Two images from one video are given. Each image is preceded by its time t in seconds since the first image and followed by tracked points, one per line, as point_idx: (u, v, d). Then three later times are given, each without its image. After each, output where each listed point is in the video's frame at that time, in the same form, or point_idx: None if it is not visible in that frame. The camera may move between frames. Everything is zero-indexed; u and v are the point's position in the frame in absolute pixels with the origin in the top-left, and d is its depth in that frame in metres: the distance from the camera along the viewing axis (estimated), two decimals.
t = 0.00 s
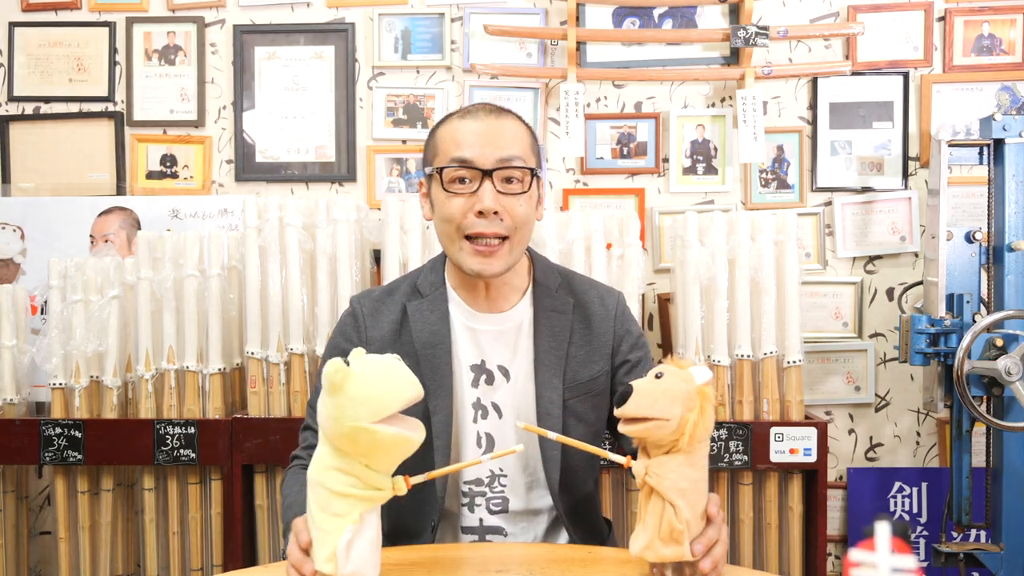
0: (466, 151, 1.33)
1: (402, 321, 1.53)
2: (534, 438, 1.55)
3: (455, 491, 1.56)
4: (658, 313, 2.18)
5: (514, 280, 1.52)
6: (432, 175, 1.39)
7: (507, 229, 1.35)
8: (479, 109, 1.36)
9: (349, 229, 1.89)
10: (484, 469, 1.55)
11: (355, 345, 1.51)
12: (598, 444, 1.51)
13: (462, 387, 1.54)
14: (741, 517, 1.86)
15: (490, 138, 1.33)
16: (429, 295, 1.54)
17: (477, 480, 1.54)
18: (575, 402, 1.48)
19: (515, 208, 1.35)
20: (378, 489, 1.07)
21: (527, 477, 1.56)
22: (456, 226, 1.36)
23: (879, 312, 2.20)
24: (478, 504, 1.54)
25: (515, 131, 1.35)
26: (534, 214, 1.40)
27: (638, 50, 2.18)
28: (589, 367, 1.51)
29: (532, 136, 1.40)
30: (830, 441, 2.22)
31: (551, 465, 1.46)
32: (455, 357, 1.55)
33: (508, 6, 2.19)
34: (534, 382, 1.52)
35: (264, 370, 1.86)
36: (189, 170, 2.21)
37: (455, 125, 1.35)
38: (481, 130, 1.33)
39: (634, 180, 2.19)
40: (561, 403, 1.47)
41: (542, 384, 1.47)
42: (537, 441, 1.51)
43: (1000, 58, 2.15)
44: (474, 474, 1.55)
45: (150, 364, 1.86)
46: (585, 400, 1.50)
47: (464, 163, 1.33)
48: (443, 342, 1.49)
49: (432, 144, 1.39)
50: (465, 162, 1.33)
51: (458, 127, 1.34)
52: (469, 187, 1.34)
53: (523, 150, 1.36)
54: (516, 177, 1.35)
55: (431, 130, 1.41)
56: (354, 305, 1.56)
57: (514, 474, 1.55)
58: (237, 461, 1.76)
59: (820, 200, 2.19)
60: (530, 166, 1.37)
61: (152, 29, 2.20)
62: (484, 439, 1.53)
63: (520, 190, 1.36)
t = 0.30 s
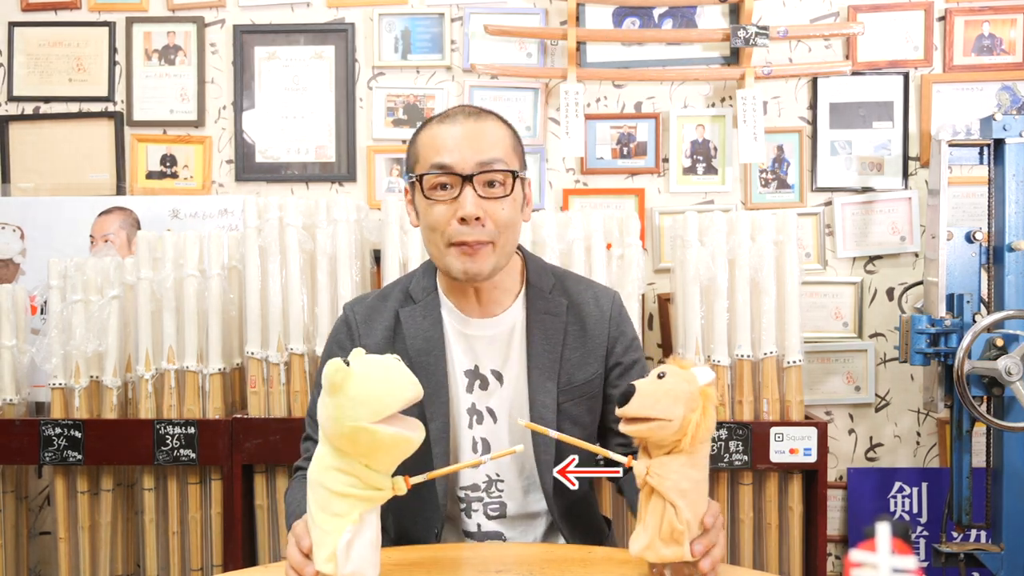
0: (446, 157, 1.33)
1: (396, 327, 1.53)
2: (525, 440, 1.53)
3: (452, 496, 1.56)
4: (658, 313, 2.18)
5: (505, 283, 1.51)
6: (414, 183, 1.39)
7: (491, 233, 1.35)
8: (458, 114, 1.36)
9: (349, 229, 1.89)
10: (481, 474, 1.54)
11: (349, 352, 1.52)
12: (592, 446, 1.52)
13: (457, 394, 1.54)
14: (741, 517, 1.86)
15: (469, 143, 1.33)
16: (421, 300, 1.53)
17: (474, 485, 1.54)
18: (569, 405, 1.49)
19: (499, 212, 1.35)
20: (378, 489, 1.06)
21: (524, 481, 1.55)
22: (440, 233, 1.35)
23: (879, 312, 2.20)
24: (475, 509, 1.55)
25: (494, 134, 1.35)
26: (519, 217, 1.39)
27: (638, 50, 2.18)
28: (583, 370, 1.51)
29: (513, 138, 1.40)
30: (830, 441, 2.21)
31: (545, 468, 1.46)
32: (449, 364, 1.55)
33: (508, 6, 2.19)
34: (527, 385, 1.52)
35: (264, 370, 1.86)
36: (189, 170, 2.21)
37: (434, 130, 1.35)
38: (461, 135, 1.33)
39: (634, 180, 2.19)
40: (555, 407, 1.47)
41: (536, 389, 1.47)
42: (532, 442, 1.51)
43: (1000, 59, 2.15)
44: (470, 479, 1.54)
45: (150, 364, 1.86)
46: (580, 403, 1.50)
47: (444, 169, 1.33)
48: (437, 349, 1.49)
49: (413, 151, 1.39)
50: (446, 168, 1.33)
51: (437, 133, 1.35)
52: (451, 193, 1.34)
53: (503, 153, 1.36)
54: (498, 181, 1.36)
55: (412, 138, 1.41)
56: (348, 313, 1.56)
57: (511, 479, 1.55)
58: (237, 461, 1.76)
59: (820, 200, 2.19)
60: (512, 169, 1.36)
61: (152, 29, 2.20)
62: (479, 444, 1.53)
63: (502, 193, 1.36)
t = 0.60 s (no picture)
0: (460, 161, 1.33)
1: (402, 329, 1.53)
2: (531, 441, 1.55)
3: (458, 499, 1.56)
4: (658, 313, 2.18)
5: (515, 285, 1.52)
6: (427, 185, 1.39)
7: (503, 240, 1.36)
8: (474, 117, 1.35)
9: (349, 229, 1.89)
10: (487, 477, 1.54)
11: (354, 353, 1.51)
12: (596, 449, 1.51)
13: (464, 396, 1.54)
14: (741, 517, 1.86)
15: (484, 147, 1.33)
16: (428, 302, 1.53)
17: (479, 488, 1.54)
18: (575, 407, 1.49)
19: (511, 218, 1.35)
20: (378, 489, 1.07)
21: (530, 483, 1.56)
22: (452, 237, 1.36)
23: (879, 312, 2.20)
24: (480, 512, 1.54)
25: (510, 139, 1.35)
26: (531, 223, 1.40)
27: (638, 50, 2.18)
28: (590, 372, 1.51)
29: (527, 143, 1.40)
30: (830, 441, 2.22)
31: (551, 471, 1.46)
32: (455, 366, 1.55)
33: (508, 6, 2.19)
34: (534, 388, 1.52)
35: (264, 370, 1.86)
36: (189, 170, 2.21)
37: (448, 133, 1.35)
38: (476, 139, 1.33)
39: (634, 180, 2.19)
40: (561, 409, 1.47)
41: (543, 391, 1.47)
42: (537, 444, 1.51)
43: (1000, 59, 2.15)
44: (476, 482, 1.54)
45: (150, 364, 1.85)
46: (587, 405, 1.50)
47: (458, 173, 1.33)
48: (444, 351, 1.49)
49: (427, 153, 1.39)
50: (459, 172, 1.33)
51: (452, 136, 1.34)
52: (464, 197, 1.34)
53: (518, 158, 1.36)
54: (512, 187, 1.35)
55: (426, 139, 1.41)
56: (352, 315, 1.56)
57: (517, 482, 1.55)
58: (238, 461, 1.77)
59: (820, 200, 2.19)
60: (526, 175, 1.37)
61: (152, 29, 2.20)
62: (486, 447, 1.53)
63: (516, 199, 1.36)
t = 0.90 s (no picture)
0: (449, 163, 1.32)
1: (394, 329, 1.53)
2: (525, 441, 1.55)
3: (451, 501, 1.56)
4: (658, 313, 2.18)
5: (506, 287, 1.51)
6: (416, 187, 1.38)
7: (490, 244, 1.35)
8: (464, 119, 1.35)
9: (349, 229, 1.89)
10: (480, 477, 1.54)
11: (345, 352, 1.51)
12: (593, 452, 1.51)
13: (455, 397, 1.54)
14: (741, 517, 1.86)
15: (473, 150, 1.32)
16: (420, 302, 1.53)
17: (473, 488, 1.54)
18: (568, 409, 1.49)
19: (499, 222, 1.34)
20: (378, 489, 1.06)
21: (523, 484, 1.56)
22: (440, 241, 1.35)
23: (879, 312, 2.20)
24: (475, 513, 1.54)
25: (500, 142, 1.35)
26: (520, 227, 1.39)
27: (638, 50, 2.18)
28: (584, 375, 1.51)
29: (519, 146, 1.39)
30: (830, 441, 2.21)
31: (546, 475, 1.47)
32: (447, 366, 1.55)
33: (508, 6, 2.19)
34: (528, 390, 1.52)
35: (264, 370, 1.86)
36: (189, 170, 2.21)
37: (438, 135, 1.34)
38: (465, 142, 1.33)
39: (634, 180, 2.19)
40: (555, 411, 1.47)
41: (536, 393, 1.47)
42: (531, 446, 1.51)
43: (1000, 58, 2.15)
44: (469, 483, 1.54)
45: (150, 364, 1.85)
46: (582, 408, 1.50)
47: (446, 176, 1.33)
48: (436, 352, 1.49)
49: (417, 155, 1.38)
50: (447, 174, 1.33)
51: (441, 138, 1.34)
52: (452, 200, 1.34)
53: (508, 161, 1.35)
54: (501, 190, 1.35)
55: (416, 141, 1.40)
56: (345, 313, 1.55)
57: (509, 481, 1.55)
58: (238, 461, 1.77)
59: (820, 200, 2.19)
60: (516, 178, 1.36)
61: (152, 29, 2.20)
62: (479, 447, 1.53)
63: (505, 203, 1.35)
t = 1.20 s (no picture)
0: (419, 176, 1.31)
1: (383, 336, 1.53)
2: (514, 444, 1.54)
3: (445, 506, 1.56)
4: (658, 313, 2.18)
5: (490, 292, 1.51)
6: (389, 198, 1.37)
7: (464, 255, 1.34)
8: (435, 129, 1.34)
9: (349, 229, 1.89)
10: (471, 483, 1.54)
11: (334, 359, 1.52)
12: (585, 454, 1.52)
13: (445, 402, 1.54)
14: (741, 517, 1.86)
15: (443, 162, 1.31)
16: (409, 309, 1.53)
17: (465, 494, 1.54)
18: (559, 413, 1.48)
19: (472, 232, 1.34)
20: (353, 488, 1.07)
21: (515, 488, 1.56)
22: (414, 253, 1.35)
23: (879, 312, 2.20)
24: (468, 518, 1.55)
25: (470, 151, 1.33)
26: (495, 235, 1.39)
27: (638, 50, 2.18)
28: (574, 378, 1.50)
29: (490, 153, 1.38)
30: (830, 441, 2.21)
31: (535, 480, 1.46)
32: (436, 372, 1.55)
33: (508, 6, 2.19)
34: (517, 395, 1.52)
35: (264, 370, 1.86)
36: (189, 170, 2.21)
37: (409, 146, 1.33)
38: (436, 153, 1.31)
39: (634, 180, 2.19)
40: (545, 416, 1.47)
41: (525, 399, 1.47)
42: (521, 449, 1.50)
43: (1000, 59, 2.15)
44: (461, 489, 1.54)
45: (150, 364, 1.85)
46: (573, 411, 1.50)
47: (417, 188, 1.32)
48: (424, 359, 1.49)
49: (390, 165, 1.37)
50: (419, 187, 1.32)
51: (412, 149, 1.32)
52: (424, 212, 1.33)
53: (479, 171, 1.34)
54: (472, 200, 1.34)
55: (389, 151, 1.39)
56: (335, 321, 1.56)
57: (501, 486, 1.55)
58: (238, 461, 1.76)
59: (820, 200, 2.19)
60: (487, 188, 1.35)
61: (152, 29, 2.20)
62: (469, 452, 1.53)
63: (477, 213, 1.34)
